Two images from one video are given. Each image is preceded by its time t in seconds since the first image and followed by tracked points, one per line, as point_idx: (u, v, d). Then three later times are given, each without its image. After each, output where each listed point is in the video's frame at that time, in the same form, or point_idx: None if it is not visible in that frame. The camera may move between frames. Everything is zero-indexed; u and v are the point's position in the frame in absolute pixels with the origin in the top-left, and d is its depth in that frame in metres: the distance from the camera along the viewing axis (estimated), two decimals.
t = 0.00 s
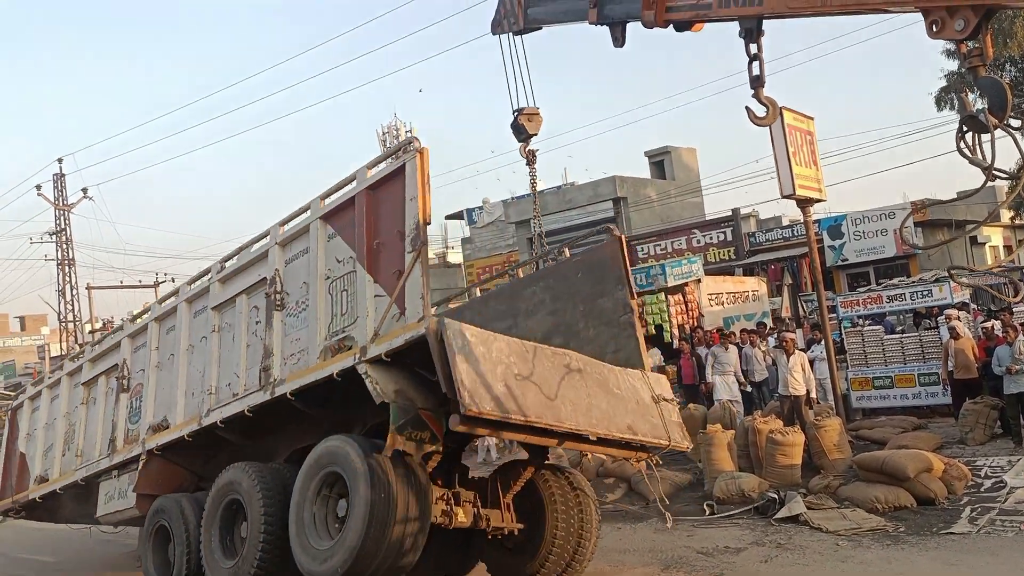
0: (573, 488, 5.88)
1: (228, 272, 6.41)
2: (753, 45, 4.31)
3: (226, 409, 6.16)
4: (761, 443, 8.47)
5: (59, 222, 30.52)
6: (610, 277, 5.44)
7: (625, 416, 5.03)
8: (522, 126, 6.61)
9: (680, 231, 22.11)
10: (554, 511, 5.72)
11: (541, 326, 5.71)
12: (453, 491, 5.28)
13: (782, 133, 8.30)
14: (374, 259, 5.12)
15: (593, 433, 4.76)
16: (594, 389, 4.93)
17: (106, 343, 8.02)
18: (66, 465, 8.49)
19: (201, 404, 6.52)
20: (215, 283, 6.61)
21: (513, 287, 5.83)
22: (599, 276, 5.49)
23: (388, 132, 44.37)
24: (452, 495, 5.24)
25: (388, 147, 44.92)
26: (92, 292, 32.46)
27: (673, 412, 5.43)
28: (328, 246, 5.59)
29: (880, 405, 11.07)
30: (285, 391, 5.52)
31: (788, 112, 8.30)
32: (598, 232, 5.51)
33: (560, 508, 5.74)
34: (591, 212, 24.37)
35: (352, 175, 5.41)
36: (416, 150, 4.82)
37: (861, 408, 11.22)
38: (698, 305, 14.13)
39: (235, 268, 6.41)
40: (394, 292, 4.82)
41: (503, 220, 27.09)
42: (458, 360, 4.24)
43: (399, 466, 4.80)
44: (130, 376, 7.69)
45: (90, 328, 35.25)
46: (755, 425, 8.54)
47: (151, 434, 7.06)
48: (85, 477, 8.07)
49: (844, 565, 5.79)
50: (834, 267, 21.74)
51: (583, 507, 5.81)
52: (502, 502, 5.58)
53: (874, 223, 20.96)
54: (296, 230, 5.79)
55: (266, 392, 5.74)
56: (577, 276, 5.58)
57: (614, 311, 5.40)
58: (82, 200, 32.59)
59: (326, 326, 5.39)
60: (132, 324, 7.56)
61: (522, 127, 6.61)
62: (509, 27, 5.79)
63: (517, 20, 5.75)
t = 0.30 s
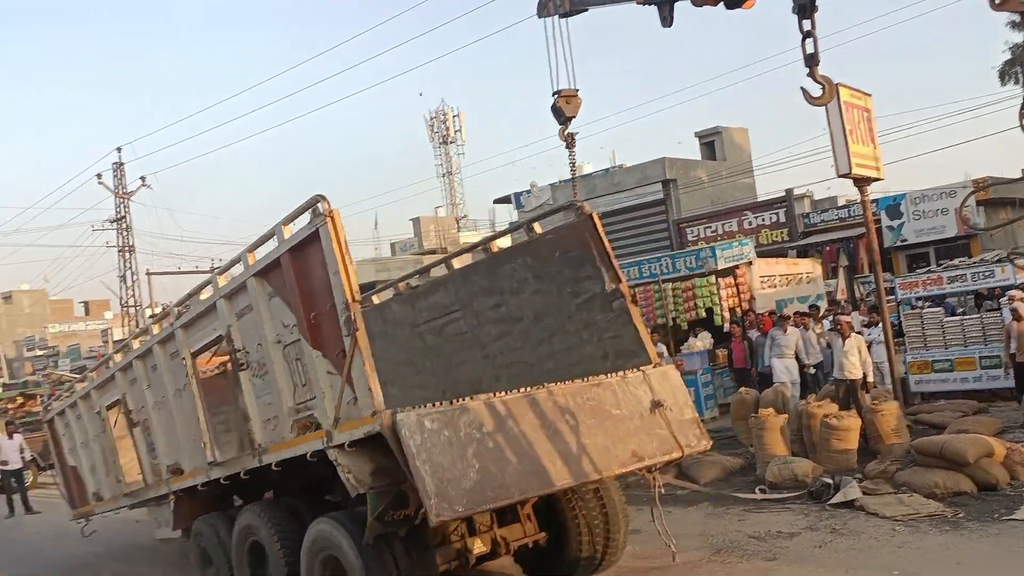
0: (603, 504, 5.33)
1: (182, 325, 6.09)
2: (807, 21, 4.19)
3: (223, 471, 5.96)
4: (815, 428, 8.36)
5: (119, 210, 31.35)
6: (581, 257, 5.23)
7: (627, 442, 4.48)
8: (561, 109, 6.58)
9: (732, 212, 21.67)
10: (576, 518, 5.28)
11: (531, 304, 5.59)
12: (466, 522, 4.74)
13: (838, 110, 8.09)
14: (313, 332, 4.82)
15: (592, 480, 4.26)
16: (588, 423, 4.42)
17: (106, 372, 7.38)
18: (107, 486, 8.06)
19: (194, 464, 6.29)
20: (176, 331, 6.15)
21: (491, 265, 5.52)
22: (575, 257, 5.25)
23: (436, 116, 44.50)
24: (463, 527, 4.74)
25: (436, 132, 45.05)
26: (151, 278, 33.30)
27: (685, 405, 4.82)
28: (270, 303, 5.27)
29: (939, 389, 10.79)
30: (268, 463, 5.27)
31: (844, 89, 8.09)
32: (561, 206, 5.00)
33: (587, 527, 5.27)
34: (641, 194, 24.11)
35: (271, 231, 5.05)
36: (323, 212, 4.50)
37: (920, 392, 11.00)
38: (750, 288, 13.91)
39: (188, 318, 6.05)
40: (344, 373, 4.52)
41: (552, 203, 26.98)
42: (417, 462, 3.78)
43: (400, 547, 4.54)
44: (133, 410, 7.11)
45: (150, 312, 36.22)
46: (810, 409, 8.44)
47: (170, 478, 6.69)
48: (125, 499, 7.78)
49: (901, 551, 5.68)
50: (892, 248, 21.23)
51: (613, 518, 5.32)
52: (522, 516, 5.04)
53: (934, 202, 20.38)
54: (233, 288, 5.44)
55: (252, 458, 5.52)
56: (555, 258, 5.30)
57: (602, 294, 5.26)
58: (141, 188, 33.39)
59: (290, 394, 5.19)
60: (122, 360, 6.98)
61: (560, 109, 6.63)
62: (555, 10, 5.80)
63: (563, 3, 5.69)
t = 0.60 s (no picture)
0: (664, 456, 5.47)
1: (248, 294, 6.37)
2: None
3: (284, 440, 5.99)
4: (887, 405, 8.15)
5: (189, 190, 32.21)
6: (646, 208, 5.13)
7: (680, 401, 4.41)
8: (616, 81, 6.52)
9: (798, 186, 21.21)
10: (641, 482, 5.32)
11: (590, 263, 5.55)
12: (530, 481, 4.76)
13: (912, 77, 7.77)
14: (358, 304, 4.95)
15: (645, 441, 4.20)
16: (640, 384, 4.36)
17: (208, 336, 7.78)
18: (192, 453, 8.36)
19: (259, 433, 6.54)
20: (244, 306, 6.88)
21: (549, 224, 5.60)
22: (632, 208, 5.18)
23: (496, 92, 44.41)
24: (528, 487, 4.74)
25: (496, 108, 44.95)
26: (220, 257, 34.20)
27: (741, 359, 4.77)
28: (318, 277, 5.43)
29: (1018, 365, 10.41)
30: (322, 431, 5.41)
31: (919, 54, 7.77)
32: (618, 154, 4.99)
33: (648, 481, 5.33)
34: (704, 168, 23.76)
35: (313, 206, 5.13)
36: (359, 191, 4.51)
37: (997, 368, 10.62)
38: (818, 262, 13.57)
39: (254, 290, 6.46)
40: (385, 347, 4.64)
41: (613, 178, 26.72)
42: (459, 433, 3.76)
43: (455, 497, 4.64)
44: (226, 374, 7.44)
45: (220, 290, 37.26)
46: (879, 386, 8.23)
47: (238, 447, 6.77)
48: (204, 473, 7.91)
49: (976, 532, 5.51)
50: (969, 219, 20.43)
51: (674, 468, 5.50)
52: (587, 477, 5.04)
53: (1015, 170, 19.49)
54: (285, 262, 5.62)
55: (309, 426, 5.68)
56: (612, 211, 5.28)
57: (660, 252, 5.23)
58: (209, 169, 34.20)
59: (342, 366, 5.39)
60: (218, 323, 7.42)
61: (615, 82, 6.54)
62: None
63: None
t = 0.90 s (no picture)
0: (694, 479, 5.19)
1: (311, 279, 6.36)
2: None
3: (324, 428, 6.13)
4: (920, 401, 8.06)
5: (217, 192, 32.58)
6: (708, 235, 5.16)
7: (718, 427, 4.33)
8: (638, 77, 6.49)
9: (827, 179, 20.93)
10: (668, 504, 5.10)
11: (644, 285, 5.66)
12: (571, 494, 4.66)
13: (943, 69, 7.67)
14: (415, 288, 4.89)
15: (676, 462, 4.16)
16: (680, 402, 4.32)
17: (247, 324, 7.80)
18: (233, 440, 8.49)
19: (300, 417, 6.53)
20: (304, 288, 6.42)
21: (612, 244, 5.85)
22: (695, 234, 5.26)
23: (520, 90, 44.38)
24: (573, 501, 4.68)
25: (520, 106, 44.92)
26: (248, 257, 34.54)
27: (786, 398, 4.64)
28: (381, 262, 5.38)
29: None
30: (364, 417, 5.35)
31: (950, 45, 7.67)
32: (688, 181, 5.19)
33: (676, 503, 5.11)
34: (731, 163, 23.61)
35: (387, 190, 5.12)
36: (431, 170, 4.46)
37: None
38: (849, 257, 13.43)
39: (320, 271, 6.19)
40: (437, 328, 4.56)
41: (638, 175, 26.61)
42: (494, 422, 3.82)
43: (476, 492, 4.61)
44: (266, 361, 7.48)
45: (249, 290, 37.67)
46: (913, 382, 8.14)
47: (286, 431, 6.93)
48: (252, 456, 8.24)
49: (1012, 529, 5.43)
50: (1002, 212, 20.11)
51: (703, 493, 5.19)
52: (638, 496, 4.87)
53: None
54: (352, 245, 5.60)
55: (348, 415, 5.65)
56: (673, 237, 5.39)
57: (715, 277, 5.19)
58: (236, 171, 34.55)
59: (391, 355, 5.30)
60: (259, 313, 7.39)
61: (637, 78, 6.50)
62: None
63: None
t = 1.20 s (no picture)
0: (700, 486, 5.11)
1: (308, 292, 6.37)
2: None
3: (329, 440, 6.15)
4: (928, 410, 8.04)
5: (225, 200, 32.69)
6: (708, 240, 5.17)
7: (722, 436, 4.32)
8: (650, 93, 6.44)
9: (834, 187, 20.86)
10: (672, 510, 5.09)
11: (646, 291, 5.67)
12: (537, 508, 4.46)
13: (950, 77, 7.65)
14: (411, 301, 4.90)
15: (681, 471, 4.15)
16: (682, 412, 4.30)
17: (251, 336, 7.86)
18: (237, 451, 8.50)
19: (303, 430, 6.57)
20: (303, 301, 6.47)
21: (613, 250, 5.85)
22: (695, 239, 5.25)
23: (527, 98, 44.44)
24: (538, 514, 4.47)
25: (527, 114, 45.02)
26: (256, 264, 34.66)
27: (791, 405, 4.61)
28: (377, 276, 5.39)
29: None
30: (367, 430, 5.36)
31: (956, 53, 7.65)
32: (685, 185, 5.20)
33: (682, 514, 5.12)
34: (738, 171, 23.60)
35: (380, 204, 5.14)
36: (421, 186, 4.48)
37: None
38: (855, 264, 13.39)
39: (315, 285, 6.27)
40: (435, 342, 4.57)
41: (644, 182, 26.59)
42: (494, 437, 3.81)
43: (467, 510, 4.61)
44: (271, 373, 7.50)
45: (257, 298, 37.77)
46: (920, 391, 8.10)
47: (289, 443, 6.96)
48: (258, 467, 8.26)
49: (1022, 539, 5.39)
50: (1010, 219, 20.05)
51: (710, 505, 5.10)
52: (618, 507, 4.70)
53: None
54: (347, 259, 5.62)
55: (352, 428, 5.67)
56: (673, 243, 5.40)
57: (717, 281, 5.19)
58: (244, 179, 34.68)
59: (392, 367, 5.31)
60: (263, 325, 7.44)
61: (649, 94, 6.44)
62: None
63: None
